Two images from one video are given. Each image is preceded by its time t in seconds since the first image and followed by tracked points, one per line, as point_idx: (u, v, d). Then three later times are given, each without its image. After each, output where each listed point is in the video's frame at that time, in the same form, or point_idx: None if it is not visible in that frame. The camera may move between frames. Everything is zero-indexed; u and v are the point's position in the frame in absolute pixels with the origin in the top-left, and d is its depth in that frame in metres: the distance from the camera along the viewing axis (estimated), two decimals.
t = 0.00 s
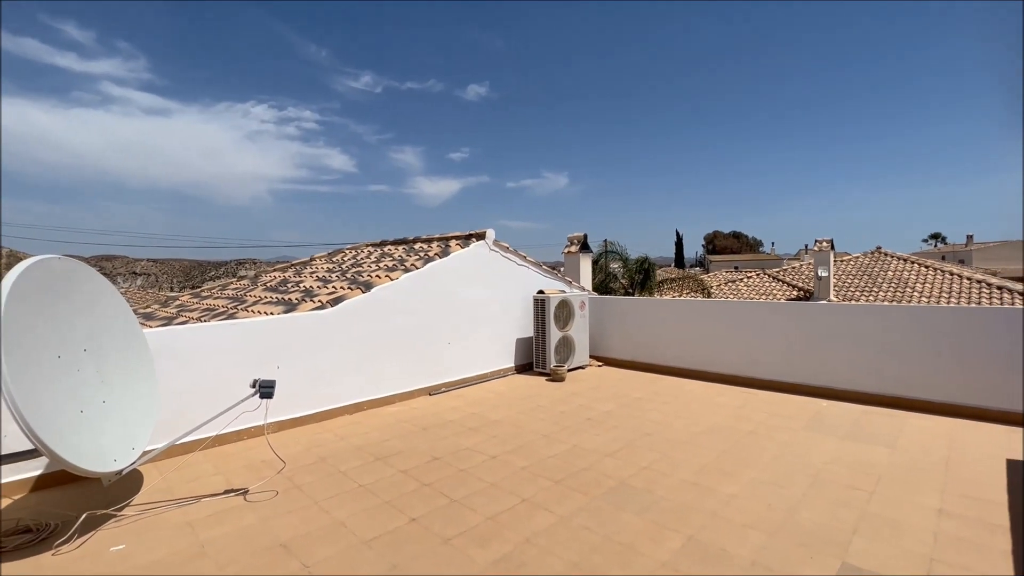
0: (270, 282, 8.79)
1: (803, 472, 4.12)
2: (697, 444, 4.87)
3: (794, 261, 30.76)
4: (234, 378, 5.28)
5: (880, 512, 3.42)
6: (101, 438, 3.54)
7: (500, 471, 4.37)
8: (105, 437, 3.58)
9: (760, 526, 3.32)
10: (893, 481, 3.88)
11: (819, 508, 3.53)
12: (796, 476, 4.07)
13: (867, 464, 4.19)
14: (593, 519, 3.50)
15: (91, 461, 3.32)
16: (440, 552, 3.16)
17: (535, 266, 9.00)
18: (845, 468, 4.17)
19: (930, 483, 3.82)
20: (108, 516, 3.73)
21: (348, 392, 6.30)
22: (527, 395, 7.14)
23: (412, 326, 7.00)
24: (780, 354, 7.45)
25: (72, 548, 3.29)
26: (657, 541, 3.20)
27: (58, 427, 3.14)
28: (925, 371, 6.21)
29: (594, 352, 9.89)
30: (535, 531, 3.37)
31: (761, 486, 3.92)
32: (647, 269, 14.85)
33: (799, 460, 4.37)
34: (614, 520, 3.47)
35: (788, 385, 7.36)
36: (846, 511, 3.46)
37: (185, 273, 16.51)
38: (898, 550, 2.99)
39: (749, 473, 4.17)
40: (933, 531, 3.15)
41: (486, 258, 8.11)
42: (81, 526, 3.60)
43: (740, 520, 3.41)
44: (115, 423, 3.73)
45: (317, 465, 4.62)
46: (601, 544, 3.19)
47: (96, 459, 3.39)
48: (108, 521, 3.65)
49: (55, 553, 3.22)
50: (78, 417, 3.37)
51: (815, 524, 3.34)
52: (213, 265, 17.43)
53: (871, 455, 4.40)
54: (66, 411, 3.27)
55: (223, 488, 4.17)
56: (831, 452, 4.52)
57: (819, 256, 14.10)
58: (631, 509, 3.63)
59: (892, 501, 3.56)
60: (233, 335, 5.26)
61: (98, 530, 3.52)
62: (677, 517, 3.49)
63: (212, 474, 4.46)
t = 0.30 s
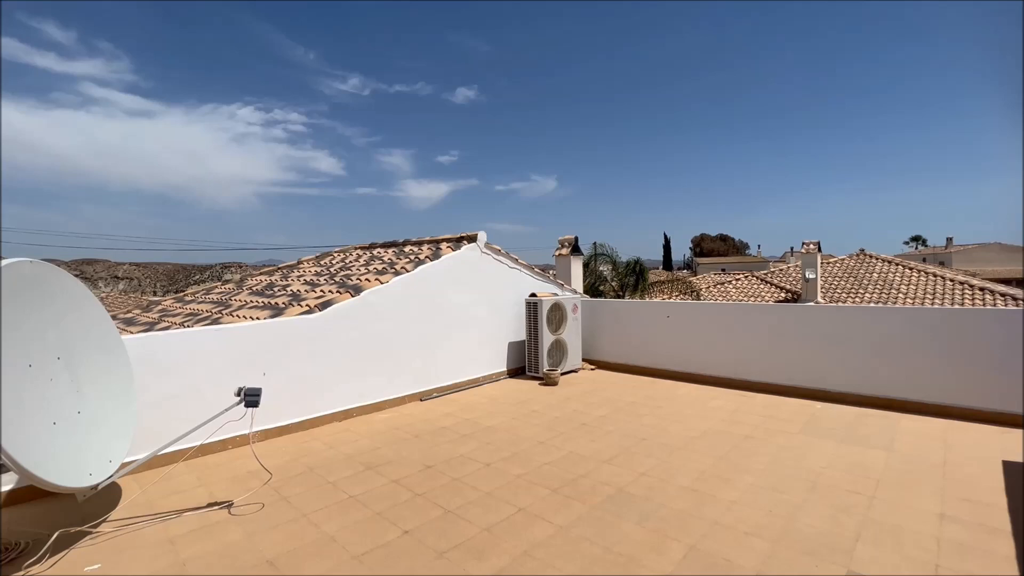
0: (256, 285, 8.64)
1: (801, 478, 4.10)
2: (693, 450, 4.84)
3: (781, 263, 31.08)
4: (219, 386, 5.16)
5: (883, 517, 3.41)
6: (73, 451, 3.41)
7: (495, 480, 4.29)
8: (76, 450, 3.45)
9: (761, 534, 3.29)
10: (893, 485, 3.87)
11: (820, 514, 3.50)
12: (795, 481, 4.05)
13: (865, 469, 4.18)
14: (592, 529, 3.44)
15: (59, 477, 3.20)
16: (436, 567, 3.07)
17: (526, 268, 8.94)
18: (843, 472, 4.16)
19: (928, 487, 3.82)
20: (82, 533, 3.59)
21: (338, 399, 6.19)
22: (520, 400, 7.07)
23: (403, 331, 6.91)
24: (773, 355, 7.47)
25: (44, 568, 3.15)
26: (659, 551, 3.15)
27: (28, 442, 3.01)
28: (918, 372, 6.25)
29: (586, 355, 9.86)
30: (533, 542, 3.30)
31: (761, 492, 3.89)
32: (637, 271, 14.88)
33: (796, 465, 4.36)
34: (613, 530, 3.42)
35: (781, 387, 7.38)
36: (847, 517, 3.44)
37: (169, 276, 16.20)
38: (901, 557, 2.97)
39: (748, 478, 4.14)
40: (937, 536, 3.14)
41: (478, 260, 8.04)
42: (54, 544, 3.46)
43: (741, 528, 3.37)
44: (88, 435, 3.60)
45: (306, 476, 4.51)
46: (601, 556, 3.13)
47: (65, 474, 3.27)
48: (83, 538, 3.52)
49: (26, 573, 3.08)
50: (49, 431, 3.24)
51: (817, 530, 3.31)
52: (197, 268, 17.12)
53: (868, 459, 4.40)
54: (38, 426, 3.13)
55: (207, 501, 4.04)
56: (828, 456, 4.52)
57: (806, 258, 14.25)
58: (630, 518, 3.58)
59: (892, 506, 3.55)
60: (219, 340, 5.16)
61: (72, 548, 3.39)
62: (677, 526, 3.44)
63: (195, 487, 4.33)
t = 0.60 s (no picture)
0: (240, 292, 8.43)
1: (802, 485, 4.07)
2: (691, 458, 4.80)
3: (764, 267, 31.48)
4: (200, 399, 5.00)
5: (889, 526, 3.40)
6: (36, 470, 3.24)
7: (491, 493, 4.20)
8: (41, 469, 3.28)
9: (767, 546, 3.24)
10: (894, 492, 3.87)
11: (824, 524, 3.47)
12: (797, 489, 4.03)
13: (866, 476, 4.18)
14: (593, 544, 3.36)
15: (19, 499, 3.04)
16: None
17: (517, 273, 8.88)
18: (843, 479, 4.15)
19: (929, 493, 3.83)
20: (51, 559, 3.43)
21: (325, 408, 6.05)
22: (512, 407, 6.98)
23: (392, 337, 6.79)
24: (766, 359, 7.47)
25: None
26: (664, 566, 3.08)
27: None
28: (912, 375, 6.28)
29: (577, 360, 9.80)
30: (534, 559, 3.21)
31: (764, 501, 3.85)
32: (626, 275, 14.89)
33: (796, 472, 4.34)
34: (615, 544, 3.35)
35: (774, 391, 7.39)
36: (853, 527, 3.41)
37: (148, 282, 15.80)
38: (910, 567, 2.95)
39: (750, 486, 4.11)
40: (945, 545, 3.13)
41: (468, 265, 7.95)
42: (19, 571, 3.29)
43: (746, 540, 3.33)
44: (55, 451, 3.43)
45: (292, 491, 4.37)
46: (605, 572, 3.05)
47: (26, 495, 3.10)
48: (51, 565, 3.36)
49: None
50: (14, 450, 3.06)
51: (823, 541, 3.28)
52: (178, 273, 16.74)
53: (867, 465, 4.40)
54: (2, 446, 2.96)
55: (187, 521, 3.89)
56: (827, 462, 4.51)
57: (792, 261, 14.42)
58: (632, 531, 3.51)
59: (897, 514, 3.54)
60: (202, 348, 5.00)
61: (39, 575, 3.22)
62: (682, 539, 3.38)
63: (175, 505, 4.17)
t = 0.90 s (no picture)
0: (219, 298, 8.18)
1: (803, 494, 4.06)
2: (688, 467, 4.76)
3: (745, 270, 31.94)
4: (177, 413, 4.81)
5: (896, 535, 3.39)
6: None
7: (486, 508, 4.09)
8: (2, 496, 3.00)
9: (774, 558, 3.20)
10: (896, 500, 3.88)
11: (830, 534, 3.45)
12: (799, 498, 4.01)
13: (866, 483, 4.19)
14: (595, 561, 3.28)
15: None
16: None
17: (506, 278, 8.79)
18: (843, 487, 4.16)
19: (930, 501, 3.84)
20: None
21: (310, 420, 5.89)
22: (504, 415, 6.88)
23: (379, 345, 6.65)
24: (757, 365, 7.48)
25: None
26: None
27: None
28: (904, 378, 6.34)
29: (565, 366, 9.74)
30: None
31: (766, 510, 3.82)
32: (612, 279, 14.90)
33: (796, 480, 4.33)
34: (618, 561, 3.27)
35: (766, 396, 7.40)
36: (859, 537, 3.40)
37: (121, 288, 15.31)
38: None
39: (752, 496, 4.08)
40: (953, 554, 3.13)
41: (457, 270, 7.84)
42: None
43: (752, 552, 3.28)
44: (15, 475, 3.14)
45: (276, 510, 4.21)
46: None
47: None
48: None
49: None
50: None
51: (830, 551, 3.26)
52: (153, 279, 16.27)
53: (866, 473, 4.41)
54: None
55: (163, 545, 3.70)
56: (826, 470, 4.51)
57: (774, 265, 14.62)
58: (635, 546, 3.44)
59: (902, 523, 3.53)
60: (180, 358, 4.82)
61: None
62: (686, 552, 3.33)
63: (150, 528, 3.97)
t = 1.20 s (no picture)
0: (196, 305, 7.93)
1: (803, 499, 4.08)
2: (684, 473, 4.74)
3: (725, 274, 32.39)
4: (154, 426, 4.61)
5: (898, 540, 3.40)
6: None
7: (481, 521, 4.00)
8: None
9: (779, 567, 3.18)
10: (893, 504, 3.91)
11: (832, 540, 3.45)
12: (798, 504, 4.01)
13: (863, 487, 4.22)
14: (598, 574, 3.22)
15: None
16: None
17: (494, 282, 8.71)
18: (842, 491, 4.18)
19: (928, 503, 3.89)
20: None
21: (295, 431, 5.72)
22: (494, 423, 6.79)
23: (366, 352, 6.51)
24: (747, 369, 7.54)
25: None
26: None
27: None
28: (891, 381, 6.47)
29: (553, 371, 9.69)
30: None
31: (766, 517, 3.81)
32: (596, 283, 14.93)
33: (793, 485, 4.34)
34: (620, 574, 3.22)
35: (755, 399, 7.47)
36: (861, 542, 3.41)
37: (90, 295, 14.77)
38: None
39: (751, 502, 4.08)
40: (956, 559, 3.15)
41: (444, 274, 7.74)
42: None
43: (756, 561, 3.26)
44: None
45: (259, 528, 4.05)
46: None
47: None
48: None
49: None
50: None
51: (833, 558, 3.25)
52: (124, 285, 15.75)
53: (863, 476, 4.45)
54: None
55: (138, 570, 3.52)
56: (823, 474, 4.54)
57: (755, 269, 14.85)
58: (638, 557, 3.39)
59: (902, 528, 3.55)
60: (156, 368, 4.63)
61: None
62: (690, 562, 3.29)
63: (123, 551, 3.78)
